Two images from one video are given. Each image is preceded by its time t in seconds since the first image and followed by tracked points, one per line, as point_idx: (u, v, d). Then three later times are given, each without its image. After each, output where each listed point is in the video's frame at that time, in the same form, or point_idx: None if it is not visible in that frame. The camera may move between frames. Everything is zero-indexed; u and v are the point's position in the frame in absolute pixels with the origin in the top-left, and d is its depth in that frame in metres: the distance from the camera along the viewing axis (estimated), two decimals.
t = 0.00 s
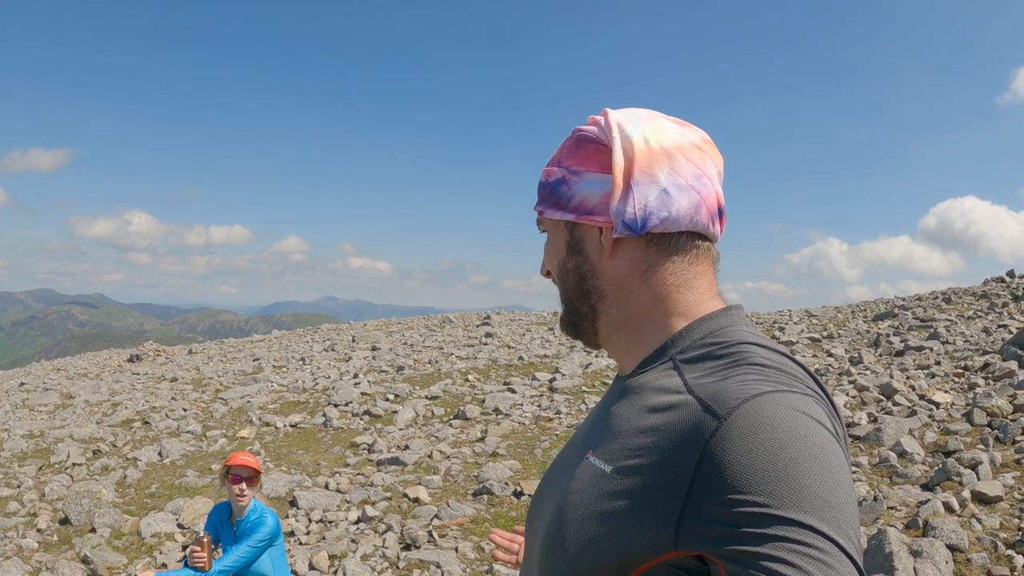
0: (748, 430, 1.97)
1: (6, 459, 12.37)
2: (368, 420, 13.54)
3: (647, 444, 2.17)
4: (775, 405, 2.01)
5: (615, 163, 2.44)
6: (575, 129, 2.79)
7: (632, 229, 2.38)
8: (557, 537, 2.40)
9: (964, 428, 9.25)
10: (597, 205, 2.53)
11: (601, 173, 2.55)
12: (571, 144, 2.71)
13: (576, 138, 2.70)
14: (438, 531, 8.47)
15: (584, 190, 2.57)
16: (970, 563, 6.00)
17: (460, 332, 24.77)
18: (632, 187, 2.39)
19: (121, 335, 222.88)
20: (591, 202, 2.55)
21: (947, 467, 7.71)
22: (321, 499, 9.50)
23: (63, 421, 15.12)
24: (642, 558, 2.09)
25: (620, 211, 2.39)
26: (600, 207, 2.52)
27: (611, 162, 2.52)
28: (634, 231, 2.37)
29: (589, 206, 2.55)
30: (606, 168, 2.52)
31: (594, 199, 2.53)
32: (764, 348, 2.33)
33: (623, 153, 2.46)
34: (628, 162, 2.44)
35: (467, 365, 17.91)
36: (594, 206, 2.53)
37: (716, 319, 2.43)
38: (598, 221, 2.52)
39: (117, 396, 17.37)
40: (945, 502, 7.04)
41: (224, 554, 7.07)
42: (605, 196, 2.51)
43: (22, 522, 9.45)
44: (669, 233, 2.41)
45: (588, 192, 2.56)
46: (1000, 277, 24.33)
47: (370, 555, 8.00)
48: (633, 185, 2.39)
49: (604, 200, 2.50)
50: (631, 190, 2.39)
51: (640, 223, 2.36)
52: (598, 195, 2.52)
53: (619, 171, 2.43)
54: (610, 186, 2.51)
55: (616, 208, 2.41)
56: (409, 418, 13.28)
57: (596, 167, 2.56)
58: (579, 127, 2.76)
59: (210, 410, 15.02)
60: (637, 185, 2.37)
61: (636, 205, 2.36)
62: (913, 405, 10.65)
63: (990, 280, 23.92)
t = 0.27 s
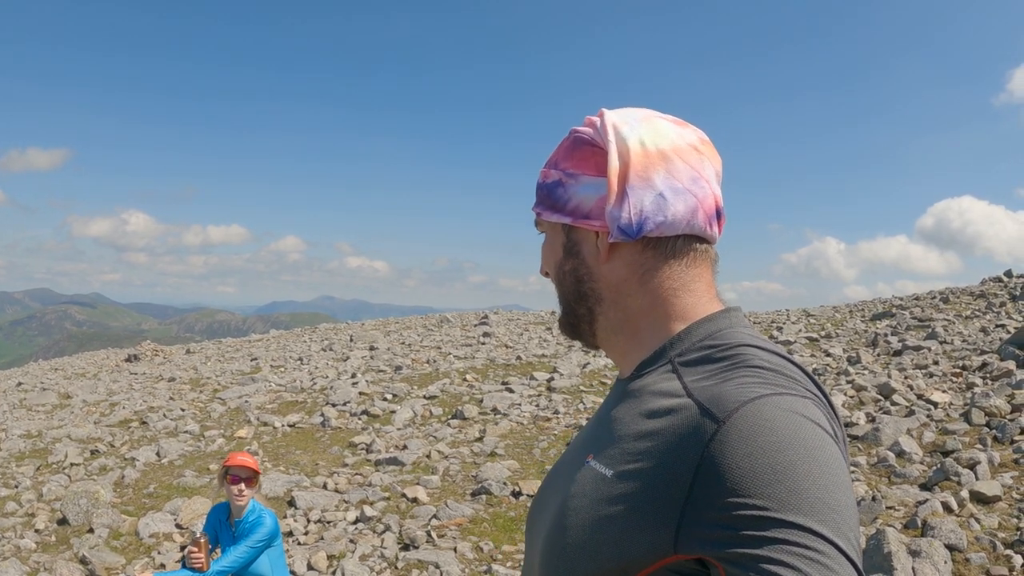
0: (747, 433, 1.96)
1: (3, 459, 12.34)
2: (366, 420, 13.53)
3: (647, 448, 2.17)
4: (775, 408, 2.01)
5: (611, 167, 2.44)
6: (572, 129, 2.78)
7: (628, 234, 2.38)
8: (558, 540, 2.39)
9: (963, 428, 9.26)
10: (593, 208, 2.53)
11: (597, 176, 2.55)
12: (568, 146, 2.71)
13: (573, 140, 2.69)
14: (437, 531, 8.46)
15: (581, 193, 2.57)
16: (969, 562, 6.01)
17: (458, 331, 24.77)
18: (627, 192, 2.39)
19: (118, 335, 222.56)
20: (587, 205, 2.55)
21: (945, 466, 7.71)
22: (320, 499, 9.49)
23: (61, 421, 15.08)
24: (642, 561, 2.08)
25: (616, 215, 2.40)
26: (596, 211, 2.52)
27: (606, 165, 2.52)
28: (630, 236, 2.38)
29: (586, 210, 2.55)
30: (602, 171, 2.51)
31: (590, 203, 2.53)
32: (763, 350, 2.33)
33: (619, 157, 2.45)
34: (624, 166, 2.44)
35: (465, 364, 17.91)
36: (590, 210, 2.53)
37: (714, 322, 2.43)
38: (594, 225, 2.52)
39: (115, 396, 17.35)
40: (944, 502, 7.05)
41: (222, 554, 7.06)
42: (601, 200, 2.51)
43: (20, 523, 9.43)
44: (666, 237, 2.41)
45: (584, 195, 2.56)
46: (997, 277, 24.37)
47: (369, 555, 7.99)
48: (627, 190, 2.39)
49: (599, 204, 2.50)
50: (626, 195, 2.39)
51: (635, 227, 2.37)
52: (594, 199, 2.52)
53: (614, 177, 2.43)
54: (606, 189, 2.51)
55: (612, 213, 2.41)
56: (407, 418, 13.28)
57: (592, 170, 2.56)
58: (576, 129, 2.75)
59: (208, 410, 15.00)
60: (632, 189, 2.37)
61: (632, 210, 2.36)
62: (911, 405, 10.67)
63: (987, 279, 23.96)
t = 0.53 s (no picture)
0: (753, 427, 1.95)
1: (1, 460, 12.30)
2: (364, 421, 13.51)
3: (651, 444, 2.16)
4: (780, 402, 2.00)
5: (616, 165, 2.43)
6: (579, 125, 2.76)
7: (631, 232, 2.37)
8: (562, 538, 2.38)
9: (962, 428, 9.27)
10: (596, 205, 2.52)
11: (601, 172, 2.53)
12: (574, 141, 2.69)
13: (579, 135, 2.67)
14: (435, 532, 8.45)
15: (584, 189, 2.56)
16: (969, 562, 6.01)
17: (456, 331, 24.75)
18: (631, 191, 2.38)
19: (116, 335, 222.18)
20: (591, 202, 2.54)
21: (945, 466, 7.71)
22: (319, 499, 9.47)
23: (59, 421, 15.04)
24: (648, 557, 2.07)
25: (619, 213, 2.39)
26: (599, 208, 2.51)
27: (612, 162, 2.50)
28: (632, 234, 2.37)
29: (589, 206, 2.54)
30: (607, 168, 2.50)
31: (594, 200, 2.53)
32: (767, 345, 2.32)
33: (625, 155, 2.44)
34: (629, 164, 2.43)
35: (463, 364, 17.89)
36: (593, 207, 2.53)
37: (717, 318, 2.42)
38: (597, 222, 2.51)
39: (112, 396, 17.30)
40: (944, 501, 7.05)
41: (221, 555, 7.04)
42: (604, 197, 2.50)
43: (18, 523, 9.40)
44: (669, 236, 2.39)
45: (588, 192, 2.55)
46: (994, 277, 24.38)
47: (368, 555, 7.97)
48: (632, 188, 2.38)
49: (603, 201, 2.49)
50: (631, 194, 2.38)
51: (637, 226, 2.36)
52: (597, 196, 2.51)
53: (619, 175, 2.42)
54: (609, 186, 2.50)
55: (615, 211, 2.41)
56: (406, 418, 13.26)
57: (597, 166, 2.55)
58: (583, 124, 2.73)
59: (206, 410, 14.97)
60: (636, 187, 2.36)
61: (635, 208, 2.35)
62: (910, 404, 10.67)
63: (985, 279, 23.99)
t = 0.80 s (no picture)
0: (756, 435, 1.97)
1: None
2: (363, 421, 13.52)
3: (654, 450, 2.17)
4: (783, 410, 2.01)
5: (623, 174, 2.44)
6: (590, 130, 2.77)
7: (635, 242, 2.39)
8: (564, 542, 2.40)
9: (960, 429, 9.29)
10: (602, 212, 2.54)
11: (608, 180, 2.55)
12: (584, 146, 2.70)
13: (589, 140, 2.69)
14: (435, 533, 8.46)
15: (590, 196, 2.58)
16: (967, 562, 6.02)
17: (455, 332, 24.75)
18: (635, 201, 2.40)
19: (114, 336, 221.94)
20: (596, 209, 2.56)
21: (943, 467, 7.73)
22: (318, 500, 9.49)
23: (58, 422, 15.03)
24: (649, 562, 2.08)
25: (622, 222, 2.41)
26: (603, 216, 2.53)
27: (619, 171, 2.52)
28: (636, 243, 2.39)
29: (594, 213, 2.56)
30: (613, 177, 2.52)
31: (599, 207, 2.54)
32: (771, 353, 2.34)
33: (632, 165, 2.46)
34: (635, 173, 2.45)
35: (462, 365, 17.91)
36: (598, 214, 2.54)
37: (721, 326, 2.43)
38: (601, 229, 2.53)
39: (111, 397, 17.29)
40: (942, 502, 7.07)
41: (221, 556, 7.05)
42: (609, 205, 2.51)
43: (17, 525, 9.40)
44: (673, 246, 2.41)
45: (593, 199, 2.57)
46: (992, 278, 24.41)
47: (367, 556, 7.98)
48: (636, 199, 2.40)
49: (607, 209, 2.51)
50: (635, 204, 2.40)
51: (641, 235, 2.38)
52: (602, 204, 2.53)
53: (624, 184, 2.44)
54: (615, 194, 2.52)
55: (619, 220, 2.42)
56: (404, 419, 13.27)
57: (604, 174, 2.56)
58: (594, 130, 2.73)
59: (205, 411, 14.97)
60: (641, 198, 2.38)
61: (639, 218, 2.37)
62: (909, 405, 10.70)
63: (983, 280, 24.03)
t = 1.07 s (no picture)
0: (754, 427, 1.98)
1: None
2: (361, 421, 13.52)
3: (652, 441, 2.18)
4: (782, 403, 2.02)
5: (626, 168, 2.46)
6: (594, 122, 2.77)
7: (637, 236, 2.41)
8: (561, 533, 2.41)
9: (958, 428, 9.31)
10: (604, 206, 2.55)
11: (611, 173, 2.56)
12: (587, 138, 2.71)
13: (592, 133, 2.69)
14: (433, 532, 8.47)
15: (593, 190, 2.59)
16: (965, 561, 6.04)
17: (453, 332, 24.75)
18: (638, 195, 2.41)
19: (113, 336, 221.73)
20: (598, 202, 2.57)
21: (940, 466, 7.74)
22: (317, 499, 9.49)
23: (56, 422, 15.02)
24: (646, 555, 2.09)
25: (625, 216, 2.42)
26: (606, 209, 2.54)
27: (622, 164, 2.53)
28: (637, 237, 2.40)
29: (596, 207, 2.57)
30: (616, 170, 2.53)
31: (601, 200, 2.56)
32: (770, 347, 2.35)
33: (635, 159, 2.47)
34: (638, 167, 2.46)
35: (460, 365, 17.91)
36: (600, 207, 2.56)
37: (721, 320, 2.44)
38: (603, 222, 2.54)
39: (109, 397, 17.28)
40: (940, 501, 7.08)
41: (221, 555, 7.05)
42: (612, 199, 2.53)
43: (16, 524, 9.40)
44: (674, 240, 2.42)
45: (596, 192, 2.58)
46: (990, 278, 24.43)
47: (366, 555, 7.99)
48: (639, 193, 2.41)
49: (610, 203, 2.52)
50: (638, 197, 2.41)
51: (643, 229, 2.39)
52: (605, 197, 2.54)
53: (627, 178, 2.45)
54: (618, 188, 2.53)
55: (621, 213, 2.44)
56: (403, 419, 13.27)
57: (607, 167, 2.57)
58: (598, 122, 2.74)
59: (203, 411, 14.97)
60: (644, 192, 2.39)
61: (641, 212, 2.38)
62: (907, 405, 10.72)
63: (981, 280, 24.05)
